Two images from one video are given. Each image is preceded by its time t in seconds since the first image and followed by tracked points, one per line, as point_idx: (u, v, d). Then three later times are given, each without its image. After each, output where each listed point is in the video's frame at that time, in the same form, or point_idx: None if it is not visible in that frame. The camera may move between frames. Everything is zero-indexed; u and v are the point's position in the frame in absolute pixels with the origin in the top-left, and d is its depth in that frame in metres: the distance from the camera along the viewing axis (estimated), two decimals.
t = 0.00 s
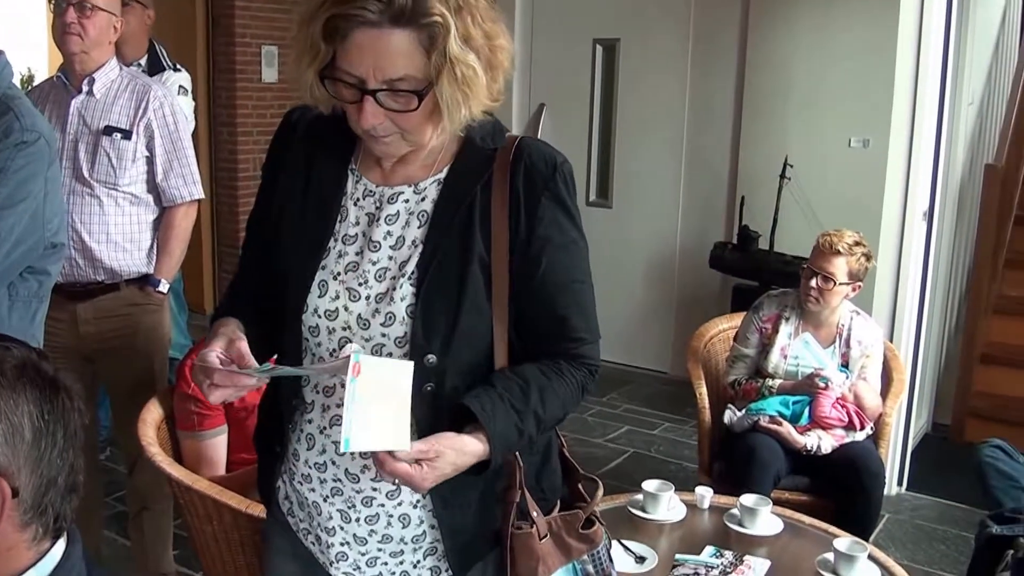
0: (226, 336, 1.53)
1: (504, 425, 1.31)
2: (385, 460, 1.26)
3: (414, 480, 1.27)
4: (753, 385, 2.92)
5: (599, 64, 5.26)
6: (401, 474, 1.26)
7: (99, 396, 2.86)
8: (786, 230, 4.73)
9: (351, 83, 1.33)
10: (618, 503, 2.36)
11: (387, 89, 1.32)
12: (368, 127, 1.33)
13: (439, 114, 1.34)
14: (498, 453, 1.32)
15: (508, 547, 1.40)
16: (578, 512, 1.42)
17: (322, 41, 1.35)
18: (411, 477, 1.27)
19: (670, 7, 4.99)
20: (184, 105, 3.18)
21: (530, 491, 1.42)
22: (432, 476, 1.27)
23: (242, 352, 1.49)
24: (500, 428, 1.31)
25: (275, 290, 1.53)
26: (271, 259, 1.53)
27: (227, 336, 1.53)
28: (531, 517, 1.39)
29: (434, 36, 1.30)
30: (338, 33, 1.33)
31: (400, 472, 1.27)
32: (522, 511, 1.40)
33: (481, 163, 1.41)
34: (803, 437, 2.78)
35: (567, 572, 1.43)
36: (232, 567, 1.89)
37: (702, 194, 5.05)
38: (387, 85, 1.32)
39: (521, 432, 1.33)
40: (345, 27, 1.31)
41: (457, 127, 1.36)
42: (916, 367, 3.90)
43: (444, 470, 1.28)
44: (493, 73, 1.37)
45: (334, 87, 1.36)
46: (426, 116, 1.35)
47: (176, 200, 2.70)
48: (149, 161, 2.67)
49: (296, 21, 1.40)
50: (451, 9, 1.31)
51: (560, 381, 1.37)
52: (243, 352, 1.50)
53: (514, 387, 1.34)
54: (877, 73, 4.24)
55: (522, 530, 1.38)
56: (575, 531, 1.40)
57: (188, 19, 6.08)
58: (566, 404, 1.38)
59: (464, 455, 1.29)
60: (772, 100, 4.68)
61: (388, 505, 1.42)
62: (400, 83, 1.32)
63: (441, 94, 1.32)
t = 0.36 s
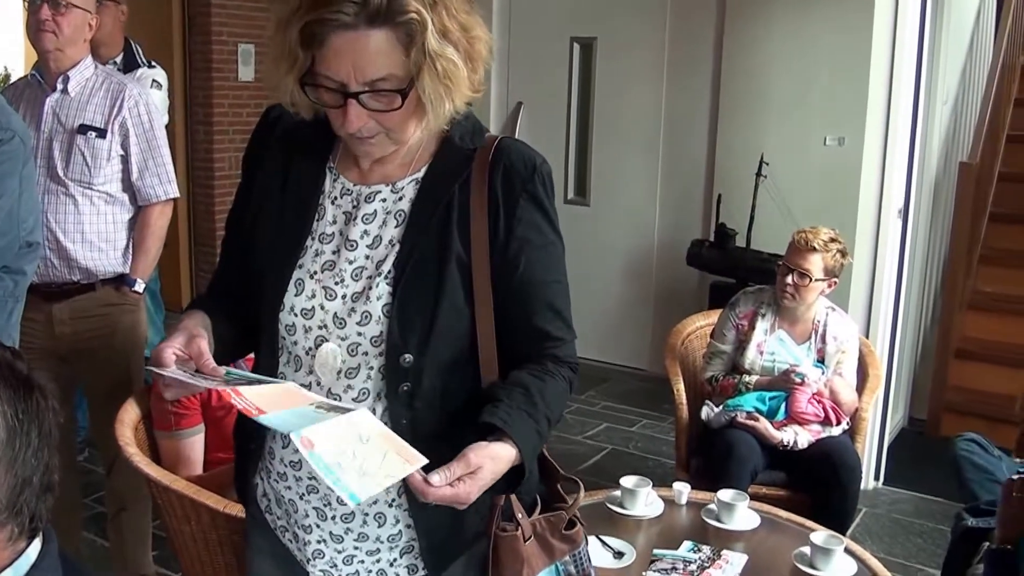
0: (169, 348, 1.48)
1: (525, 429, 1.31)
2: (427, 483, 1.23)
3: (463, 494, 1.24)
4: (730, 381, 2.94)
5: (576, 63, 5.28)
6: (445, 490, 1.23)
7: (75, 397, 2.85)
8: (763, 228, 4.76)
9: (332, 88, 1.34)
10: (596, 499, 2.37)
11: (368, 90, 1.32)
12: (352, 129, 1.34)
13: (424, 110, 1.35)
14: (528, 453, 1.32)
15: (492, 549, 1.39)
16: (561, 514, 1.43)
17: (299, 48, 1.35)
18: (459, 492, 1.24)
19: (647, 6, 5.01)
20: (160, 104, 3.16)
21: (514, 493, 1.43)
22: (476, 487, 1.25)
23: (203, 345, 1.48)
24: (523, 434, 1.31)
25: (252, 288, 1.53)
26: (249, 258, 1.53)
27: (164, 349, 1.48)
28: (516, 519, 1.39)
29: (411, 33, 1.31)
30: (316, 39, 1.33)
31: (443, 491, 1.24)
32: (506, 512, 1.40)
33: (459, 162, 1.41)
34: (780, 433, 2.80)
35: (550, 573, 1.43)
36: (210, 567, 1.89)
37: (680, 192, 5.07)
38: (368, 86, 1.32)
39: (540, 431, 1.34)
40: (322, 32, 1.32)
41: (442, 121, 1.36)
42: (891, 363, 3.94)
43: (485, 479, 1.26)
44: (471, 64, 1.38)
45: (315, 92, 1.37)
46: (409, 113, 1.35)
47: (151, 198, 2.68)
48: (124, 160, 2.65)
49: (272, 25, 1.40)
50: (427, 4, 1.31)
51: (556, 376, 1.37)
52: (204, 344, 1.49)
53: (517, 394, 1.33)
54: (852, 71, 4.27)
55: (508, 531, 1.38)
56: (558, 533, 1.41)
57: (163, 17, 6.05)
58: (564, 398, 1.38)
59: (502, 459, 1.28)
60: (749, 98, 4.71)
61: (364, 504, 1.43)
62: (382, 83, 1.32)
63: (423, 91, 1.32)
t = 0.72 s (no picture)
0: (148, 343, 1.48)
1: (510, 394, 1.33)
2: (427, 472, 1.25)
3: (462, 455, 1.25)
4: (716, 377, 2.96)
5: (562, 60, 5.28)
6: (446, 464, 1.25)
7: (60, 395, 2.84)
8: (748, 225, 4.78)
9: (312, 93, 1.34)
10: (583, 495, 2.38)
11: (347, 97, 1.33)
12: (331, 134, 1.35)
13: (402, 118, 1.36)
14: (514, 423, 1.33)
15: (480, 545, 1.39)
16: (549, 511, 1.43)
17: (280, 52, 1.35)
18: (458, 456, 1.25)
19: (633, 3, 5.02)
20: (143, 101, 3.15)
21: (502, 491, 1.44)
22: (468, 443, 1.26)
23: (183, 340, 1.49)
24: (507, 396, 1.32)
25: (236, 287, 1.53)
26: (232, 258, 1.53)
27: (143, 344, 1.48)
28: (504, 516, 1.40)
29: (392, 42, 1.31)
30: (296, 45, 1.33)
31: (446, 468, 1.25)
32: (494, 510, 1.41)
33: (443, 162, 1.42)
34: (764, 428, 2.82)
35: (537, 572, 1.44)
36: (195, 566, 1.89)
37: (666, 189, 5.09)
38: (348, 93, 1.33)
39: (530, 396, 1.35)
40: (303, 39, 1.32)
41: (421, 130, 1.37)
42: (876, 359, 3.96)
43: (475, 433, 1.28)
44: (454, 74, 1.38)
45: (296, 96, 1.37)
46: (388, 120, 1.36)
47: (135, 197, 2.67)
48: (108, 158, 2.65)
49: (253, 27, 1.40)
50: (409, 12, 1.31)
51: (541, 352, 1.39)
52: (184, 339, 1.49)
53: (501, 369, 1.36)
54: (836, 69, 4.29)
55: (495, 529, 1.39)
56: (546, 530, 1.42)
57: (148, 13, 6.01)
58: (552, 380, 1.39)
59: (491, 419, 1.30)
60: (734, 95, 4.72)
61: (348, 503, 1.43)
62: (362, 91, 1.33)
63: (402, 101, 1.33)
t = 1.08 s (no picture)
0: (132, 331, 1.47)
1: (491, 376, 1.33)
2: (431, 457, 1.25)
3: (456, 427, 1.26)
4: (710, 374, 2.96)
5: (556, 56, 5.28)
6: (445, 443, 1.26)
7: (55, 395, 2.84)
8: (742, 221, 4.78)
9: (303, 93, 1.34)
10: (577, 492, 2.39)
11: (338, 98, 1.33)
12: (322, 135, 1.35)
13: (394, 118, 1.36)
14: (498, 411, 1.32)
15: (473, 544, 1.41)
16: (542, 509, 1.44)
17: (269, 50, 1.35)
18: (452, 430, 1.26)
19: None
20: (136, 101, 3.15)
21: (494, 489, 1.44)
22: (463, 410, 1.27)
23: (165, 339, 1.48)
24: (489, 379, 1.32)
25: (227, 287, 1.53)
26: (223, 258, 1.53)
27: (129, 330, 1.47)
28: (497, 515, 1.40)
29: (384, 42, 1.31)
30: (286, 45, 1.33)
31: (447, 448, 1.26)
32: (486, 508, 1.41)
33: (436, 162, 1.42)
34: (758, 425, 2.83)
35: (531, 570, 1.44)
36: (190, 565, 1.89)
37: (660, 186, 5.09)
38: (339, 94, 1.33)
39: (515, 382, 1.34)
40: (293, 39, 1.32)
41: (412, 130, 1.37)
42: (869, 355, 3.97)
43: (463, 406, 1.28)
44: (446, 74, 1.38)
45: (286, 95, 1.37)
46: (379, 121, 1.36)
47: (127, 196, 2.66)
48: (99, 156, 2.64)
49: (243, 26, 1.40)
50: (401, 12, 1.31)
51: (530, 348, 1.38)
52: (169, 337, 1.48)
53: (486, 359, 1.36)
54: (829, 66, 4.29)
55: (487, 528, 1.39)
56: (539, 528, 1.42)
57: (140, 12, 5.99)
58: (541, 374, 1.39)
59: (475, 395, 1.30)
60: (728, 92, 4.72)
61: (341, 502, 1.43)
62: (353, 92, 1.33)
63: (393, 102, 1.33)
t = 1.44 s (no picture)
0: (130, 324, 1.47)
1: (495, 372, 1.33)
2: (426, 452, 1.24)
3: (452, 423, 1.25)
4: (710, 370, 2.96)
5: (555, 54, 5.27)
6: (441, 439, 1.24)
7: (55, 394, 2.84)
8: (742, 219, 4.78)
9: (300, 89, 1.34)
10: (579, 490, 2.38)
11: (336, 93, 1.33)
12: (320, 130, 1.34)
13: (391, 114, 1.35)
14: (502, 407, 1.32)
15: (474, 541, 1.41)
16: (543, 507, 1.45)
17: (266, 45, 1.35)
18: (449, 427, 1.24)
19: None
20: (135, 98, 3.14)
21: (496, 487, 1.44)
22: (457, 410, 1.26)
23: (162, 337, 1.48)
24: (492, 375, 1.32)
25: (227, 285, 1.53)
26: (223, 255, 1.53)
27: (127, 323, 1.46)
28: (498, 512, 1.40)
29: (381, 37, 1.31)
30: (284, 41, 1.33)
31: (442, 443, 1.25)
32: (488, 505, 1.41)
33: (435, 159, 1.42)
34: (759, 421, 2.82)
35: (533, 568, 1.45)
36: (192, 563, 1.89)
37: (660, 183, 5.09)
38: (336, 90, 1.32)
39: (516, 379, 1.34)
40: (290, 34, 1.31)
41: (411, 126, 1.37)
42: (870, 351, 3.97)
43: (461, 402, 1.27)
44: (443, 69, 1.38)
45: (284, 91, 1.37)
46: (377, 116, 1.36)
47: (127, 193, 2.66)
48: (99, 154, 2.64)
49: (241, 22, 1.39)
50: (398, 7, 1.31)
51: (532, 346, 1.39)
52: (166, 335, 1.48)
53: (489, 355, 1.36)
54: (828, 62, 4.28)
55: (489, 525, 1.40)
56: (541, 526, 1.42)
57: (138, 10, 5.98)
58: (543, 372, 1.39)
59: (476, 390, 1.30)
60: (727, 88, 4.72)
61: (342, 499, 1.43)
62: (350, 87, 1.33)
63: (391, 97, 1.33)
